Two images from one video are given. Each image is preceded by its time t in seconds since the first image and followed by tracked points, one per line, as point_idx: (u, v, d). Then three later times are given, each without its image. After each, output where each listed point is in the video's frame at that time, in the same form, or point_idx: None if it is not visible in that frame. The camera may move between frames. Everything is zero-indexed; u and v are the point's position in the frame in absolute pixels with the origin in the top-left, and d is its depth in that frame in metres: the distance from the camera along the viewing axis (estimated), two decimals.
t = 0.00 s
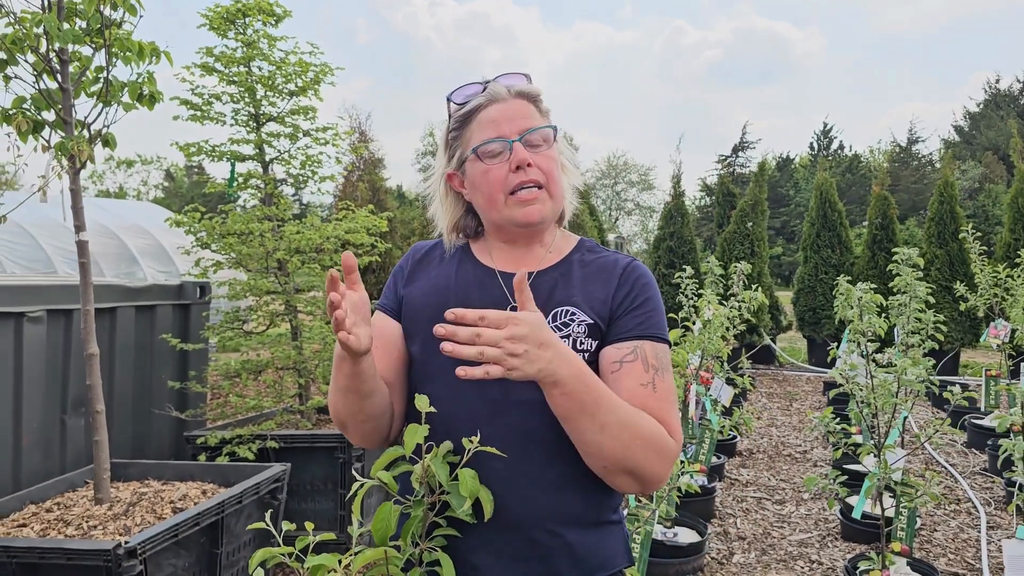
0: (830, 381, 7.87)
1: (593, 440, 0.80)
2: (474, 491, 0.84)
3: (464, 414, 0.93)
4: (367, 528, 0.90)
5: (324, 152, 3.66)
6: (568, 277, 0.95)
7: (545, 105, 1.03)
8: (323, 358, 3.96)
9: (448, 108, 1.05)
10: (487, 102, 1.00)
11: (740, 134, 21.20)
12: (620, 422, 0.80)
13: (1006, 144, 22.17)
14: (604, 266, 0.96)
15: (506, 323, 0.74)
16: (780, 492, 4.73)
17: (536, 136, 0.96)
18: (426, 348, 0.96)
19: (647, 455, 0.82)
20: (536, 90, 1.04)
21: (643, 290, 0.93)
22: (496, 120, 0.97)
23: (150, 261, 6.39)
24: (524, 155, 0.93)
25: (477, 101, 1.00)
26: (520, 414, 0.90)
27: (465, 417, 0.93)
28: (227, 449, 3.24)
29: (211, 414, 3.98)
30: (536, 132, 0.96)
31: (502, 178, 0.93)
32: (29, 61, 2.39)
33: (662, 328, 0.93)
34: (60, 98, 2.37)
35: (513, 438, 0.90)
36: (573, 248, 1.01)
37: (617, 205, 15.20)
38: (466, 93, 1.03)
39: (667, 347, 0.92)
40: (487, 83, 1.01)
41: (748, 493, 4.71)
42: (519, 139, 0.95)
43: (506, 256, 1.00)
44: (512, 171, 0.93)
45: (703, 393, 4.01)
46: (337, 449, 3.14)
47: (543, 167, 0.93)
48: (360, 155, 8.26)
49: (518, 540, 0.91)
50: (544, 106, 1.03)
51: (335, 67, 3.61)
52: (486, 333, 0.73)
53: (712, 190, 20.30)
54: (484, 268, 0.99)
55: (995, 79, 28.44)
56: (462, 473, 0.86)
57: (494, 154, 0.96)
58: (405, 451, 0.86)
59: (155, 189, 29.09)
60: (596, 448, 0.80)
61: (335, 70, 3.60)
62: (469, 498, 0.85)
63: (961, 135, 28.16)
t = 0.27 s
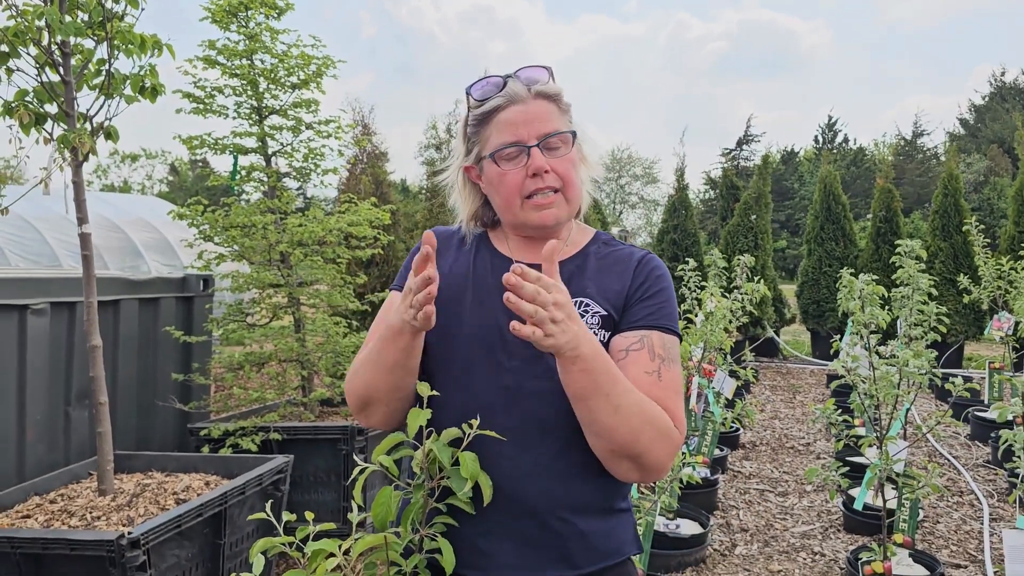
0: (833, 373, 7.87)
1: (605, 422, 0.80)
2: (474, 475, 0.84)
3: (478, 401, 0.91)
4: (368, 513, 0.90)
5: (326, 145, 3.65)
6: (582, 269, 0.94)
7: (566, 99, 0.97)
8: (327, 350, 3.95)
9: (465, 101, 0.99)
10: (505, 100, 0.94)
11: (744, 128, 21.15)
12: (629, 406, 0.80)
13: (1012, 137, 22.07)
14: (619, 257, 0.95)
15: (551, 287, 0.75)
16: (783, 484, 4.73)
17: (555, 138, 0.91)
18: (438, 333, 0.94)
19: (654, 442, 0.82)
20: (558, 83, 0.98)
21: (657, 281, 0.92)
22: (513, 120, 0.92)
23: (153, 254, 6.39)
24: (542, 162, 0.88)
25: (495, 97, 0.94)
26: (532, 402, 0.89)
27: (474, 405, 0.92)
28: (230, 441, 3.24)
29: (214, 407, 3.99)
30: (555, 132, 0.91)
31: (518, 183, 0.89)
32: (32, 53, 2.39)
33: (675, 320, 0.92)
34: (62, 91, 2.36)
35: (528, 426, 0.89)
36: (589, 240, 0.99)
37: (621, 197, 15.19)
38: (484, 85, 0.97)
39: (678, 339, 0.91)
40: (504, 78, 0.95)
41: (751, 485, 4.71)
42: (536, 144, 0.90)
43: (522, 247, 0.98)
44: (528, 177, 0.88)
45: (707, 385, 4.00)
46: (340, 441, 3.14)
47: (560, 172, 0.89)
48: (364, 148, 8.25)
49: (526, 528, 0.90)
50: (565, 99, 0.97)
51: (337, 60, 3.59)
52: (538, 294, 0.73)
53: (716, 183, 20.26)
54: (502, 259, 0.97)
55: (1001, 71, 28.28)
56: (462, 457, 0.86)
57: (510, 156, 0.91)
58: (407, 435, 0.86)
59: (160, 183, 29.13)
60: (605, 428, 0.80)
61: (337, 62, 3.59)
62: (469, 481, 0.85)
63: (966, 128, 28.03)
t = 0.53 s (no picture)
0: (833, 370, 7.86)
1: (603, 417, 0.79)
2: (472, 470, 0.83)
3: (478, 396, 0.91)
4: (366, 507, 0.90)
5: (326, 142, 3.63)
6: (586, 267, 0.92)
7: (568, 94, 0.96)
8: (327, 347, 3.94)
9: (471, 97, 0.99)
10: (501, 97, 0.94)
11: (745, 125, 21.13)
12: (628, 401, 0.79)
13: (1014, 133, 22.03)
14: (625, 254, 0.93)
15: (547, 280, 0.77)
16: (783, 481, 4.73)
17: (549, 134, 0.90)
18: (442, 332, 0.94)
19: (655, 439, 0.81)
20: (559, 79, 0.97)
21: (663, 278, 0.91)
22: (508, 117, 0.91)
23: (154, 251, 6.39)
24: (534, 159, 0.88)
25: (492, 94, 0.94)
26: (537, 397, 0.89)
27: (477, 400, 0.91)
28: (231, 438, 3.24)
29: (215, 404, 3.99)
30: (550, 128, 0.90)
31: (510, 180, 0.89)
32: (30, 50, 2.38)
33: (681, 320, 0.90)
34: (62, 88, 2.36)
35: (530, 423, 0.89)
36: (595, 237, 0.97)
37: (622, 195, 15.19)
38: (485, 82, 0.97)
39: (684, 338, 0.89)
40: (503, 75, 0.94)
41: (751, 482, 4.71)
42: (529, 140, 0.89)
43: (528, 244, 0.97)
44: (520, 175, 0.88)
45: (707, 382, 3.99)
46: (340, 438, 3.14)
47: (553, 170, 0.88)
48: (364, 145, 8.24)
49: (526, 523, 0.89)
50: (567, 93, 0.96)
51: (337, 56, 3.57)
52: (536, 281, 0.75)
53: (717, 180, 20.23)
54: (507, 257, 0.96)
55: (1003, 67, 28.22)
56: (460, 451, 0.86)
57: (504, 153, 0.91)
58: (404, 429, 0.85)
59: (162, 181, 29.12)
60: (604, 426, 0.80)
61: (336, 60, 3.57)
62: (467, 475, 0.84)
63: (968, 124, 27.98)
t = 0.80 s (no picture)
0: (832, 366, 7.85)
1: (563, 421, 0.82)
2: (464, 463, 0.83)
3: (473, 390, 0.91)
4: (358, 501, 0.89)
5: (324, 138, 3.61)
6: (578, 260, 0.91)
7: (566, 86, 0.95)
8: (325, 344, 3.94)
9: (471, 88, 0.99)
10: (499, 84, 0.93)
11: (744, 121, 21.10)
12: (586, 403, 0.81)
13: (1013, 129, 21.99)
14: (617, 248, 0.93)
15: (512, 291, 0.81)
16: (782, 476, 4.72)
17: (543, 120, 0.90)
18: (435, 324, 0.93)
19: (622, 439, 0.82)
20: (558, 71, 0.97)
21: (655, 271, 0.90)
22: (502, 102, 0.91)
23: (153, 248, 6.37)
24: (522, 142, 0.87)
25: (489, 80, 0.94)
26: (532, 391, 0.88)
27: (472, 393, 0.91)
28: (229, 434, 3.23)
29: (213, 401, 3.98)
30: (544, 114, 0.90)
31: (500, 163, 0.88)
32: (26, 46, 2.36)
33: (672, 315, 0.89)
34: (58, 84, 2.35)
35: (524, 417, 0.89)
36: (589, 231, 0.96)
37: (621, 191, 15.17)
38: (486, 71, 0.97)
39: (677, 333, 0.89)
40: (504, 64, 0.95)
41: (750, 478, 4.70)
42: (522, 124, 0.89)
43: (520, 234, 0.96)
44: (510, 157, 0.88)
45: (705, 377, 3.98)
46: (338, 434, 3.13)
47: (542, 154, 0.88)
48: (362, 141, 8.21)
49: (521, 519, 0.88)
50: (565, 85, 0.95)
51: (335, 52, 3.54)
52: (503, 291, 0.80)
53: (717, 176, 20.19)
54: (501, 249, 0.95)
55: (1002, 63, 28.18)
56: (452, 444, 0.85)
57: (498, 138, 0.90)
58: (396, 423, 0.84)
59: (161, 178, 29.08)
60: (566, 430, 0.82)
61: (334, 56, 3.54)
62: (459, 469, 0.84)
63: (967, 120, 27.94)
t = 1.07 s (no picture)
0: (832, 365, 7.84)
1: (560, 426, 0.81)
2: (462, 463, 0.82)
3: (470, 389, 0.90)
4: (356, 501, 0.89)
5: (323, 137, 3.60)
6: (574, 259, 0.90)
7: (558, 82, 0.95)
8: (323, 343, 3.93)
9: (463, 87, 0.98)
10: (488, 83, 0.93)
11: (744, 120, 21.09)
12: (581, 407, 0.80)
13: (1013, 127, 21.98)
14: (612, 246, 0.92)
15: (502, 302, 0.79)
16: (781, 475, 4.72)
17: (534, 118, 0.89)
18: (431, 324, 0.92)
19: (620, 439, 0.81)
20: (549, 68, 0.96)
21: (651, 269, 0.89)
22: (493, 101, 0.90)
23: (153, 247, 6.34)
24: (514, 141, 0.87)
25: (479, 80, 0.93)
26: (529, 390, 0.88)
27: (469, 393, 0.90)
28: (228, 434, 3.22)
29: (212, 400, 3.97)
30: (535, 112, 0.89)
31: (492, 163, 0.88)
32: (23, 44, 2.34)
33: (669, 313, 0.88)
34: (56, 82, 2.34)
35: (522, 416, 0.88)
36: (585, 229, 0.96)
37: (621, 190, 15.16)
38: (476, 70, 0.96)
39: (674, 331, 0.88)
40: (493, 62, 0.94)
41: (749, 477, 4.70)
42: (512, 123, 0.88)
43: (514, 234, 0.95)
44: (502, 157, 0.87)
45: (705, 376, 3.98)
46: (337, 434, 3.12)
47: (535, 152, 0.87)
48: (361, 140, 8.20)
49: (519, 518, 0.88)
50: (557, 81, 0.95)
51: (333, 51, 3.53)
52: (491, 305, 0.78)
53: (716, 174, 20.17)
54: (496, 249, 0.95)
55: (1002, 62, 28.17)
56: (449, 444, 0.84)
57: (489, 138, 0.89)
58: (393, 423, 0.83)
59: (160, 177, 29.06)
60: (564, 434, 0.82)
61: (333, 54, 3.53)
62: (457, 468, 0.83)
63: (967, 119, 27.93)
